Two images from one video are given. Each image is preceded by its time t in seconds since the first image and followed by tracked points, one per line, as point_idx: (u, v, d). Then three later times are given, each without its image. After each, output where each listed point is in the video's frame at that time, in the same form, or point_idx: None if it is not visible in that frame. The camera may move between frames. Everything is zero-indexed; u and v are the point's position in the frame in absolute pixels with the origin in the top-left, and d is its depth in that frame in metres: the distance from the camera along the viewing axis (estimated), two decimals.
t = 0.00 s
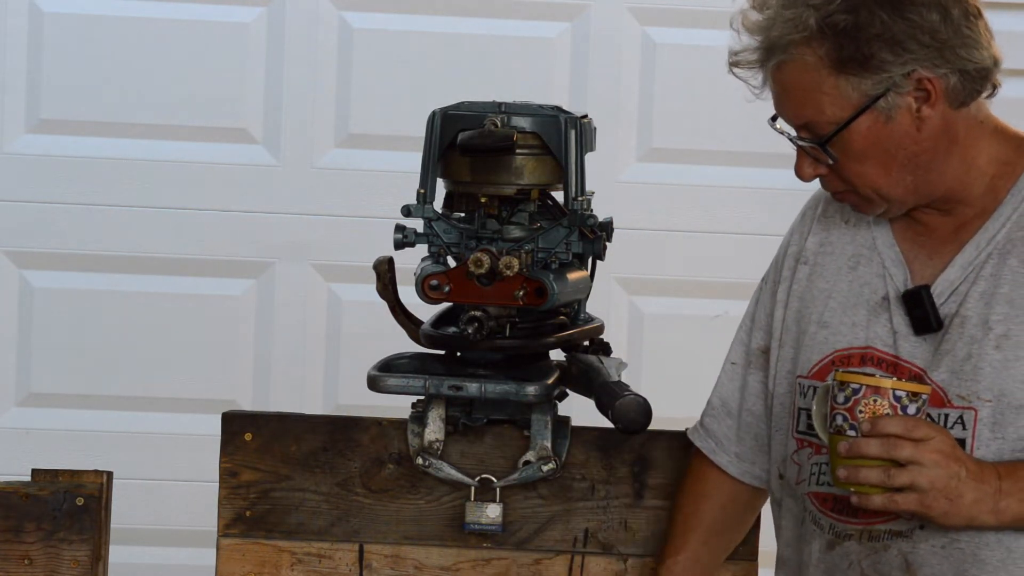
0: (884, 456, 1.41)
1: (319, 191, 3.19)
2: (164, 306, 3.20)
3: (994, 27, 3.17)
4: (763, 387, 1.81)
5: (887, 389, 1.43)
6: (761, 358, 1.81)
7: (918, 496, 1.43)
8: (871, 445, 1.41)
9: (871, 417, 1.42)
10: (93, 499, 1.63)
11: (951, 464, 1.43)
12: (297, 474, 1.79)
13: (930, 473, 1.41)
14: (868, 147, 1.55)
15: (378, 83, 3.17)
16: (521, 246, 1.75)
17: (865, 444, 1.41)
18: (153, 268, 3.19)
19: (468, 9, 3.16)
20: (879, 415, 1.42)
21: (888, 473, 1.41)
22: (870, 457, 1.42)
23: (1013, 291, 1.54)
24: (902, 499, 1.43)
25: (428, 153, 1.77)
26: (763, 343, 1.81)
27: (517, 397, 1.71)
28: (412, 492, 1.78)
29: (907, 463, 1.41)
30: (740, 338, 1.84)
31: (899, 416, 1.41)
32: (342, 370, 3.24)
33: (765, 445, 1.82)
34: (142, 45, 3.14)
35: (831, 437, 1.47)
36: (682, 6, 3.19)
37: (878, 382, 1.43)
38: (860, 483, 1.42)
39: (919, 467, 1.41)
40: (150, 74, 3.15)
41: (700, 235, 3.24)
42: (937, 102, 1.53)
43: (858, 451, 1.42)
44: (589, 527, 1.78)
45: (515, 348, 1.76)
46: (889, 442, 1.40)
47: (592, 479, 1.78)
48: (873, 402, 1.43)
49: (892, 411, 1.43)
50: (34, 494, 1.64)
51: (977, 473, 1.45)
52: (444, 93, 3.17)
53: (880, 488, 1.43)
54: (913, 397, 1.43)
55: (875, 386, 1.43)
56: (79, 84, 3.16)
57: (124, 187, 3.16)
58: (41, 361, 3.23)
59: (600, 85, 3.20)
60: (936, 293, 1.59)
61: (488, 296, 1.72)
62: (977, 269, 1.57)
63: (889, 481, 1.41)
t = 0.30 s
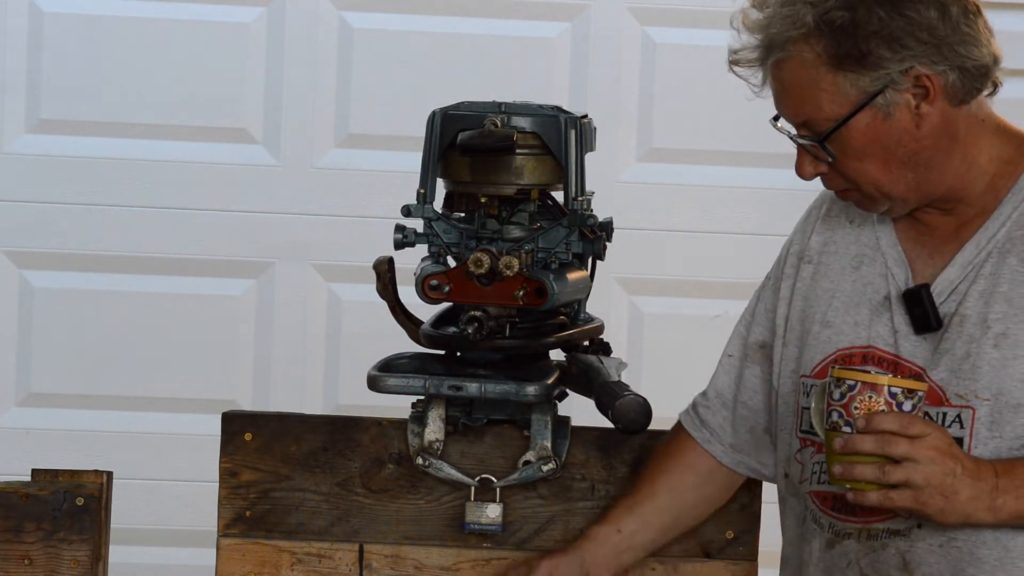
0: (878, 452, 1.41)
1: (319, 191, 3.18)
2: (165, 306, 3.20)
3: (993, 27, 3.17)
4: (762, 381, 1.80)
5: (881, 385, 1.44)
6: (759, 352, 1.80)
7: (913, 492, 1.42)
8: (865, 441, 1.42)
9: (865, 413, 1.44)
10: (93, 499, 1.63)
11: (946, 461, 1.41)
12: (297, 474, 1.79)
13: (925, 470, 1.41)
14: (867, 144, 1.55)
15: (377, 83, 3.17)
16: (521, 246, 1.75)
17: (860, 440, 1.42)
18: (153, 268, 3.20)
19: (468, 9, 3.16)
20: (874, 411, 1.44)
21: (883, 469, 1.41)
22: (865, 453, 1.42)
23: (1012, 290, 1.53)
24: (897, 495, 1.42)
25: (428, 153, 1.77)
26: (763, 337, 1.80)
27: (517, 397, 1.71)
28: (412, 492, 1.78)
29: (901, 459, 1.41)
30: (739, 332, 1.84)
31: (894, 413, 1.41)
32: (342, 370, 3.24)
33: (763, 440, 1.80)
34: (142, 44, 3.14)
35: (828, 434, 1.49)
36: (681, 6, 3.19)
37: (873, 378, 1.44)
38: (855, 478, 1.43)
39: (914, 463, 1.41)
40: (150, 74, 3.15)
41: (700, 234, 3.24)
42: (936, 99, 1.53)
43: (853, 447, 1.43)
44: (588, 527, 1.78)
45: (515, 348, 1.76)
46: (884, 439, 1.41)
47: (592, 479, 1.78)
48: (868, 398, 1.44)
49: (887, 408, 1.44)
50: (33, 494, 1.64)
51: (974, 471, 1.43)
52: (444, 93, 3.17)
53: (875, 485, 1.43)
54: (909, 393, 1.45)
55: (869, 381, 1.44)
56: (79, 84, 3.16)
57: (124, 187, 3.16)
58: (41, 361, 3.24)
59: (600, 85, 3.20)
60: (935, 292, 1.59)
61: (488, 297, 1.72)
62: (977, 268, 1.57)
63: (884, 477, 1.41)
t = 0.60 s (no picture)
0: (875, 453, 1.41)
1: (319, 191, 3.18)
2: (165, 306, 3.20)
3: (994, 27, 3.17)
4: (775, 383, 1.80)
5: (879, 386, 1.43)
6: (768, 353, 1.80)
7: (909, 492, 1.43)
8: (863, 442, 1.42)
9: (863, 414, 1.43)
10: (93, 499, 1.63)
11: (944, 462, 1.42)
12: (297, 474, 1.79)
13: (922, 471, 1.41)
14: (868, 132, 1.55)
15: (378, 82, 3.16)
16: (521, 246, 1.75)
17: (857, 441, 1.42)
18: (153, 268, 3.20)
19: (469, 9, 3.16)
20: (872, 412, 1.43)
21: (880, 469, 1.42)
22: (862, 453, 1.42)
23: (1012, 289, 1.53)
24: (894, 495, 1.43)
25: (428, 153, 1.76)
26: (771, 338, 1.80)
27: (517, 397, 1.71)
28: (411, 492, 1.78)
29: (898, 460, 1.41)
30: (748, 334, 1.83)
31: (891, 413, 1.41)
32: (342, 370, 3.24)
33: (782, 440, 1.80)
34: (142, 44, 3.14)
35: (826, 433, 1.49)
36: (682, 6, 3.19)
37: (872, 379, 1.43)
38: (852, 479, 1.43)
39: (911, 464, 1.41)
40: (150, 73, 3.15)
41: (700, 235, 3.24)
42: (939, 91, 1.53)
43: (850, 447, 1.43)
44: (589, 527, 1.78)
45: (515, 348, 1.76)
46: (881, 440, 1.41)
47: (592, 479, 1.78)
48: (866, 399, 1.44)
49: (885, 408, 1.43)
50: (34, 494, 1.64)
51: (971, 471, 1.44)
52: (445, 93, 3.17)
53: (872, 485, 1.43)
54: (907, 393, 1.44)
55: (868, 382, 1.44)
56: (79, 85, 3.16)
57: (125, 187, 3.16)
58: (41, 361, 3.23)
59: (601, 85, 3.20)
60: (935, 289, 1.59)
61: (487, 296, 1.72)
62: (976, 266, 1.57)
63: (881, 477, 1.42)
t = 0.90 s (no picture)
0: (862, 451, 1.42)
1: (319, 191, 3.18)
2: (165, 306, 3.20)
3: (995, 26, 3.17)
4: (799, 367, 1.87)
5: (869, 385, 1.44)
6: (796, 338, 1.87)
7: (897, 492, 1.44)
8: (849, 440, 1.43)
9: (851, 412, 1.44)
10: (93, 499, 1.63)
11: (933, 462, 1.43)
12: (297, 474, 1.78)
13: (909, 471, 1.42)
14: (875, 123, 1.56)
15: (377, 82, 3.16)
16: (521, 246, 1.75)
17: (843, 440, 1.43)
18: (154, 269, 3.20)
19: (469, 9, 3.16)
20: (859, 410, 1.44)
21: (868, 468, 1.43)
22: (849, 452, 1.44)
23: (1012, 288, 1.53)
24: (881, 495, 1.44)
25: (428, 153, 1.76)
26: (799, 323, 1.86)
27: (517, 397, 1.71)
28: (411, 492, 1.77)
29: (886, 459, 1.43)
30: (784, 317, 1.89)
31: (878, 412, 1.42)
32: (341, 370, 3.24)
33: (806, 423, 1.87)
34: (142, 44, 3.14)
35: (816, 431, 1.51)
36: (682, 5, 3.19)
37: (859, 377, 1.44)
38: (839, 478, 1.45)
39: (898, 463, 1.42)
40: (150, 74, 3.15)
41: (701, 235, 3.24)
42: (948, 83, 1.53)
43: (837, 446, 1.44)
44: (589, 527, 1.75)
45: (514, 348, 1.76)
46: (867, 438, 1.42)
47: (592, 479, 1.76)
48: (855, 397, 1.45)
49: (874, 406, 1.44)
50: (34, 494, 1.64)
51: (962, 473, 1.46)
52: (445, 93, 3.17)
53: (860, 484, 1.44)
54: (897, 393, 1.44)
55: (856, 381, 1.44)
56: (79, 85, 3.16)
57: (125, 187, 3.16)
58: (42, 361, 3.24)
59: (601, 85, 3.20)
60: (936, 286, 1.59)
61: (487, 296, 1.72)
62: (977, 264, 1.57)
63: (867, 477, 1.43)
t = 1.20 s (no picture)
0: (841, 450, 1.44)
1: (319, 191, 3.18)
2: (165, 306, 3.20)
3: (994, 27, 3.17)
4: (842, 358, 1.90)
5: (853, 383, 1.44)
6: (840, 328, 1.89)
7: (879, 493, 1.44)
8: (829, 438, 1.44)
9: (834, 410, 1.45)
10: (93, 499, 1.63)
11: (916, 463, 1.43)
12: (297, 474, 1.77)
13: (890, 471, 1.42)
14: (892, 116, 1.51)
15: (377, 82, 3.16)
16: (521, 246, 1.75)
17: (824, 438, 1.45)
18: (154, 269, 3.20)
19: (469, 10, 3.16)
20: (842, 408, 1.45)
21: (848, 467, 1.44)
22: (830, 450, 1.45)
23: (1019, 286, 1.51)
24: (863, 495, 1.45)
25: (428, 153, 1.76)
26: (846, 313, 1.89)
27: (517, 397, 1.71)
28: (411, 492, 1.77)
29: (867, 458, 1.43)
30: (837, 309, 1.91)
31: (858, 410, 1.43)
32: (341, 370, 3.24)
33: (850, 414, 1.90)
34: (142, 44, 3.14)
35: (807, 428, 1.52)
36: (681, 5, 3.19)
37: (843, 375, 1.45)
38: (822, 476, 1.46)
39: (878, 463, 1.43)
40: (150, 74, 3.15)
41: (702, 235, 3.24)
42: (967, 76, 1.46)
43: (818, 444, 1.46)
44: (589, 527, 1.75)
45: (515, 348, 1.76)
46: (846, 437, 1.43)
47: (592, 479, 1.75)
48: (838, 395, 1.46)
49: (857, 405, 1.44)
50: (34, 494, 1.64)
51: (948, 475, 1.44)
52: (445, 94, 3.17)
53: (842, 483, 1.45)
54: (882, 391, 1.44)
55: (839, 378, 1.45)
56: (79, 85, 3.16)
57: (124, 186, 3.16)
58: (41, 361, 3.24)
59: (600, 85, 3.20)
60: (948, 280, 1.58)
61: (487, 297, 1.72)
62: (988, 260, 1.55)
63: (847, 476, 1.44)
